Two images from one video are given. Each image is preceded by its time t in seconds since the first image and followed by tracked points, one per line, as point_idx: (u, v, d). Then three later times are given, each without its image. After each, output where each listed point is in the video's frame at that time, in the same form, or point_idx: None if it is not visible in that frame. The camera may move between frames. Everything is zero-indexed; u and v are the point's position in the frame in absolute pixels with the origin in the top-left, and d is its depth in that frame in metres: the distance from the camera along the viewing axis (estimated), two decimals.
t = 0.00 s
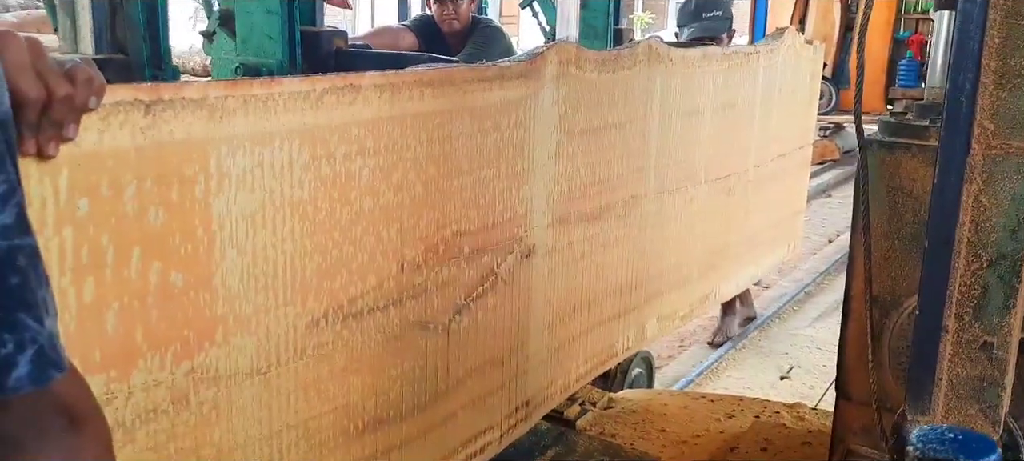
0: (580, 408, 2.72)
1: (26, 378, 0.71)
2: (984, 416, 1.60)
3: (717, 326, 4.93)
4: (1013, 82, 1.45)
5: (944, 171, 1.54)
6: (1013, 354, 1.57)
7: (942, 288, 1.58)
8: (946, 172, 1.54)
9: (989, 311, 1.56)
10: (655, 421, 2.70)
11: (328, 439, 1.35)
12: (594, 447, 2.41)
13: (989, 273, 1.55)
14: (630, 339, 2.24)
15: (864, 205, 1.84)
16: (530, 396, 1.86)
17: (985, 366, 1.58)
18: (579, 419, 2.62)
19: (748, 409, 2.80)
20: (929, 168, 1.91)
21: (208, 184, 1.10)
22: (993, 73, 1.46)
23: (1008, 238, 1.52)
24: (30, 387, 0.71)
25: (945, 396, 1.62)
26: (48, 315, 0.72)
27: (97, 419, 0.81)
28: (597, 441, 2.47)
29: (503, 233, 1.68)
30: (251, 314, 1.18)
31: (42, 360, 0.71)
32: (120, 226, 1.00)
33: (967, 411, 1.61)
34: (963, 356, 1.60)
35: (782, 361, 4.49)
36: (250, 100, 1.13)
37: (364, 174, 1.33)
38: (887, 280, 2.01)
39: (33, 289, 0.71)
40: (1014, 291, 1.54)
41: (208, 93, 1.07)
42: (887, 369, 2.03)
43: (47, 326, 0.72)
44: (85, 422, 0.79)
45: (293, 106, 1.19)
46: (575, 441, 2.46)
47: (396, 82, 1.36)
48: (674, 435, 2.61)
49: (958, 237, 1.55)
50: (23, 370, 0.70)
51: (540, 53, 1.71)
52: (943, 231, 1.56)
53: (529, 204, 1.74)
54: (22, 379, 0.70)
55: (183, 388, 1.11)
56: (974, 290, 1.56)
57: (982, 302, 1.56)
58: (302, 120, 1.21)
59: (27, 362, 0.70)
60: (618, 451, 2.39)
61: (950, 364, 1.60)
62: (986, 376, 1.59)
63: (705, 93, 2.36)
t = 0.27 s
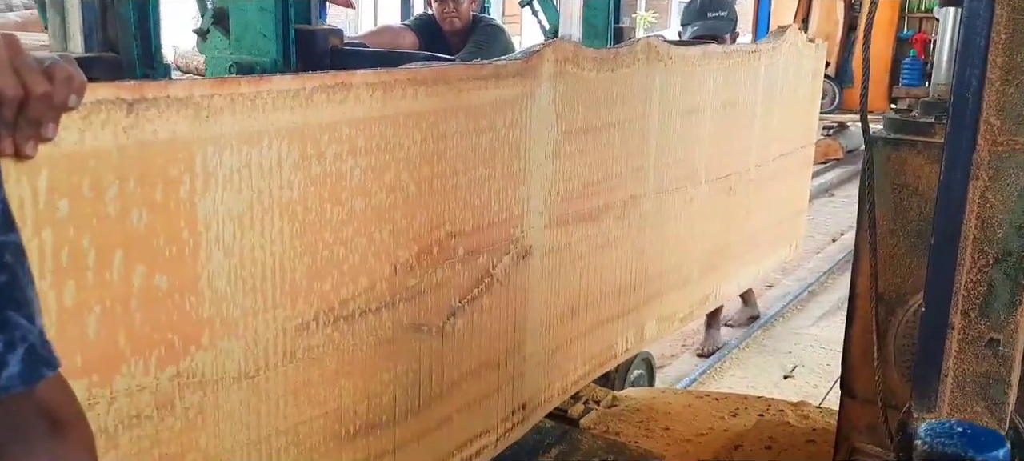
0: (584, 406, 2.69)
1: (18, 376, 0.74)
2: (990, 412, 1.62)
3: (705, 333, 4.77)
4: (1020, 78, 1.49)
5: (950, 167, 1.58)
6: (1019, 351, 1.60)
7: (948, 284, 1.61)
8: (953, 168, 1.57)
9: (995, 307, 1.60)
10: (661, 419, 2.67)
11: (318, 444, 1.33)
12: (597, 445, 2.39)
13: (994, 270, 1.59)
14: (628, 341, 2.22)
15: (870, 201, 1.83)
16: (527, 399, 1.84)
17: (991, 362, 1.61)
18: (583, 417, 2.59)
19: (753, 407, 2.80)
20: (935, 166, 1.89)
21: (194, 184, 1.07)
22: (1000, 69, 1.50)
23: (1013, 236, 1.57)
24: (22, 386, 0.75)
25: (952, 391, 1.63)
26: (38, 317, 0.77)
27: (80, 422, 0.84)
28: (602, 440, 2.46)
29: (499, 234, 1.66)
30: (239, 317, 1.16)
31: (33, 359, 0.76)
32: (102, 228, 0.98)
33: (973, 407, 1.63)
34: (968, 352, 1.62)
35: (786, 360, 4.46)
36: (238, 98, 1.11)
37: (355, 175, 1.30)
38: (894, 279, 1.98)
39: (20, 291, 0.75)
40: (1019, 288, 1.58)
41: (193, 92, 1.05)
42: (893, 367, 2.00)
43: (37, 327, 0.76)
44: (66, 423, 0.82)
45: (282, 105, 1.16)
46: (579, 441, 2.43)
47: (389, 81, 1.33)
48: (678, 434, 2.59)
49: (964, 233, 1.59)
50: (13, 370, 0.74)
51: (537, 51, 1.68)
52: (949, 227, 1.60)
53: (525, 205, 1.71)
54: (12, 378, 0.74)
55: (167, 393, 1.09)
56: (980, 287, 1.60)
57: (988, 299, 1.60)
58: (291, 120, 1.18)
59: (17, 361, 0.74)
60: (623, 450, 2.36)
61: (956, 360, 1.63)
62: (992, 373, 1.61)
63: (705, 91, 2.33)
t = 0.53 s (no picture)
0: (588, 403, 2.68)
1: None
2: (995, 410, 1.61)
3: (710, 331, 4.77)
4: None
5: (955, 162, 1.56)
6: None
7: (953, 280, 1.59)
8: (958, 163, 1.56)
9: (1000, 304, 1.58)
10: (665, 416, 2.64)
11: (301, 451, 1.29)
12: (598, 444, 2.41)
13: (1000, 265, 1.57)
14: (624, 342, 2.18)
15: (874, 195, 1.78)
16: (520, 402, 1.80)
17: (996, 359, 1.60)
18: (586, 414, 2.59)
19: (756, 404, 2.76)
20: (940, 162, 1.85)
21: (168, 185, 1.04)
22: (1005, 64, 1.49)
23: (1019, 231, 1.54)
24: None
25: (956, 388, 1.63)
26: None
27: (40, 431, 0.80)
28: (603, 438, 2.47)
29: (491, 234, 1.62)
30: (215, 322, 1.13)
31: None
32: (69, 230, 0.94)
33: (978, 405, 1.62)
34: (973, 349, 1.61)
35: (790, 358, 4.42)
36: (214, 96, 1.07)
37: (338, 175, 1.27)
38: (899, 276, 1.94)
39: None
40: None
41: (165, 89, 1.01)
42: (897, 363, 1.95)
43: None
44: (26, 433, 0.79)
45: (260, 102, 1.13)
46: (583, 437, 2.48)
47: (373, 78, 1.30)
48: (682, 430, 2.55)
49: (969, 229, 1.57)
50: None
51: (529, 48, 1.64)
52: (954, 222, 1.58)
53: (517, 205, 1.68)
54: None
55: (141, 401, 1.05)
56: (985, 283, 1.58)
57: (993, 295, 1.58)
58: (270, 118, 1.15)
59: None
60: (624, 448, 2.38)
61: (961, 357, 1.61)
62: (996, 370, 1.60)
63: (703, 89, 2.29)
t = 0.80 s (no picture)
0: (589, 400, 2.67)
1: None
2: (996, 404, 1.69)
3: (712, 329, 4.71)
4: None
5: (958, 158, 1.60)
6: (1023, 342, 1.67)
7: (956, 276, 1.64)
8: (960, 160, 1.60)
9: (1000, 299, 1.65)
10: (665, 413, 2.60)
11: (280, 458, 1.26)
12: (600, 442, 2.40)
13: (1001, 262, 1.64)
14: (619, 344, 2.15)
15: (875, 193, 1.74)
16: (509, 406, 1.77)
17: (996, 355, 1.68)
18: (587, 412, 2.57)
19: (757, 402, 2.70)
20: (941, 159, 1.82)
21: (136, 186, 1.00)
22: (1006, 60, 1.53)
23: (1019, 228, 1.61)
24: None
25: (959, 385, 1.69)
26: None
27: None
28: (604, 437, 2.46)
29: (479, 235, 1.58)
30: (188, 327, 1.09)
31: None
32: (30, 234, 0.91)
33: (980, 400, 1.69)
34: (973, 345, 1.68)
35: (791, 356, 4.38)
36: (185, 94, 1.03)
37: (318, 175, 1.23)
38: (900, 274, 1.91)
39: None
40: None
41: (133, 87, 0.98)
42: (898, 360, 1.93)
43: None
44: None
45: (234, 101, 1.09)
46: (584, 435, 2.49)
47: (354, 75, 1.26)
48: (682, 428, 2.51)
49: (970, 226, 1.62)
50: None
51: (518, 45, 1.61)
52: (956, 218, 1.62)
53: (506, 205, 1.64)
54: None
55: (109, 409, 1.03)
56: (986, 280, 1.65)
57: (994, 291, 1.65)
58: (245, 116, 1.11)
59: None
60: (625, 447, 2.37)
61: (962, 354, 1.69)
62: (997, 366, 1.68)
63: (699, 86, 2.25)
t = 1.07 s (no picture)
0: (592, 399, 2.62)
1: None
2: (1001, 404, 1.64)
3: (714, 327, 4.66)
4: None
5: (961, 155, 1.57)
6: None
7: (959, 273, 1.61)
8: (964, 158, 1.57)
9: (1005, 299, 1.61)
10: (667, 412, 2.57)
11: None
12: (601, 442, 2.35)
13: (1004, 261, 1.60)
14: (614, 347, 2.11)
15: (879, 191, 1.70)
16: (501, 411, 1.74)
17: (1001, 354, 1.63)
18: (589, 410, 2.53)
19: (759, 401, 2.67)
20: (944, 157, 1.78)
21: (109, 188, 0.97)
22: (1011, 57, 1.51)
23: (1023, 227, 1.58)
24: None
25: (962, 384, 1.64)
26: None
27: None
28: (606, 435, 2.42)
29: (470, 237, 1.55)
30: (165, 333, 1.06)
31: None
32: None
33: (985, 400, 1.64)
34: (977, 344, 1.64)
35: (794, 354, 4.35)
36: (159, 94, 1.00)
37: (300, 177, 1.20)
38: (903, 272, 1.87)
39: None
40: None
41: (104, 87, 0.95)
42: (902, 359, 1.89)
43: None
44: None
45: (211, 101, 1.06)
46: (586, 433, 2.43)
47: (338, 74, 1.23)
48: (684, 427, 2.48)
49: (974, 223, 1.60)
50: None
51: (510, 44, 1.58)
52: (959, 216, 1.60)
53: (497, 207, 1.61)
54: None
55: (81, 418, 1.00)
56: (990, 278, 1.61)
57: (998, 290, 1.61)
58: (223, 117, 1.08)
59: None
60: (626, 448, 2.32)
61: (965, 353, 1.64)
62: (1000, 365, 1.63)
63: (696, 85, 2.22)
